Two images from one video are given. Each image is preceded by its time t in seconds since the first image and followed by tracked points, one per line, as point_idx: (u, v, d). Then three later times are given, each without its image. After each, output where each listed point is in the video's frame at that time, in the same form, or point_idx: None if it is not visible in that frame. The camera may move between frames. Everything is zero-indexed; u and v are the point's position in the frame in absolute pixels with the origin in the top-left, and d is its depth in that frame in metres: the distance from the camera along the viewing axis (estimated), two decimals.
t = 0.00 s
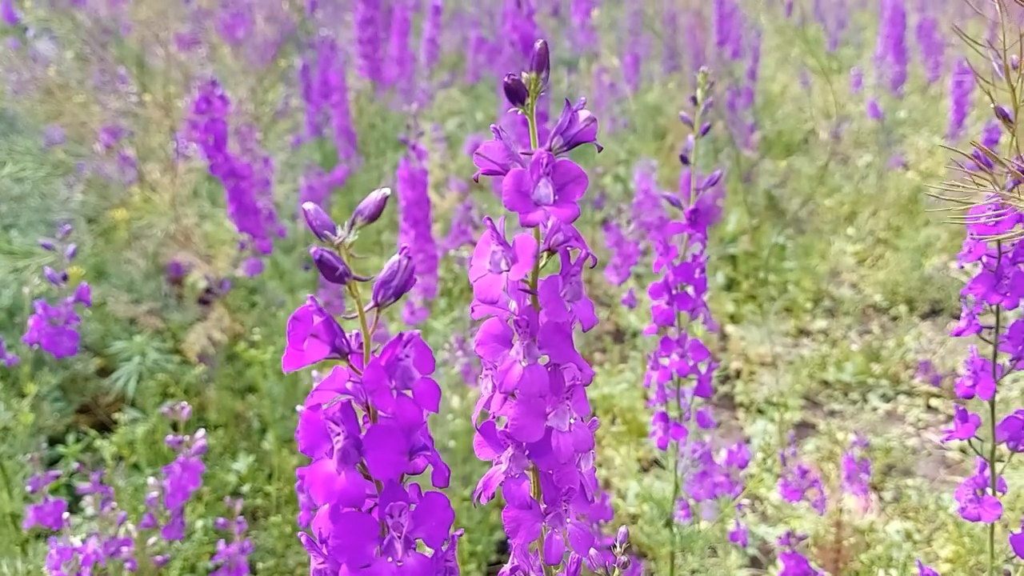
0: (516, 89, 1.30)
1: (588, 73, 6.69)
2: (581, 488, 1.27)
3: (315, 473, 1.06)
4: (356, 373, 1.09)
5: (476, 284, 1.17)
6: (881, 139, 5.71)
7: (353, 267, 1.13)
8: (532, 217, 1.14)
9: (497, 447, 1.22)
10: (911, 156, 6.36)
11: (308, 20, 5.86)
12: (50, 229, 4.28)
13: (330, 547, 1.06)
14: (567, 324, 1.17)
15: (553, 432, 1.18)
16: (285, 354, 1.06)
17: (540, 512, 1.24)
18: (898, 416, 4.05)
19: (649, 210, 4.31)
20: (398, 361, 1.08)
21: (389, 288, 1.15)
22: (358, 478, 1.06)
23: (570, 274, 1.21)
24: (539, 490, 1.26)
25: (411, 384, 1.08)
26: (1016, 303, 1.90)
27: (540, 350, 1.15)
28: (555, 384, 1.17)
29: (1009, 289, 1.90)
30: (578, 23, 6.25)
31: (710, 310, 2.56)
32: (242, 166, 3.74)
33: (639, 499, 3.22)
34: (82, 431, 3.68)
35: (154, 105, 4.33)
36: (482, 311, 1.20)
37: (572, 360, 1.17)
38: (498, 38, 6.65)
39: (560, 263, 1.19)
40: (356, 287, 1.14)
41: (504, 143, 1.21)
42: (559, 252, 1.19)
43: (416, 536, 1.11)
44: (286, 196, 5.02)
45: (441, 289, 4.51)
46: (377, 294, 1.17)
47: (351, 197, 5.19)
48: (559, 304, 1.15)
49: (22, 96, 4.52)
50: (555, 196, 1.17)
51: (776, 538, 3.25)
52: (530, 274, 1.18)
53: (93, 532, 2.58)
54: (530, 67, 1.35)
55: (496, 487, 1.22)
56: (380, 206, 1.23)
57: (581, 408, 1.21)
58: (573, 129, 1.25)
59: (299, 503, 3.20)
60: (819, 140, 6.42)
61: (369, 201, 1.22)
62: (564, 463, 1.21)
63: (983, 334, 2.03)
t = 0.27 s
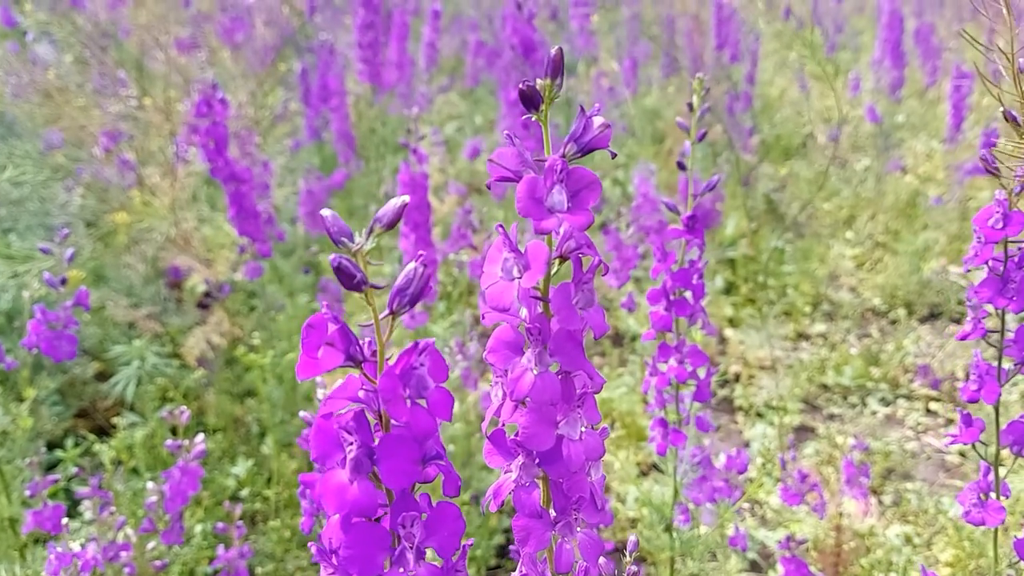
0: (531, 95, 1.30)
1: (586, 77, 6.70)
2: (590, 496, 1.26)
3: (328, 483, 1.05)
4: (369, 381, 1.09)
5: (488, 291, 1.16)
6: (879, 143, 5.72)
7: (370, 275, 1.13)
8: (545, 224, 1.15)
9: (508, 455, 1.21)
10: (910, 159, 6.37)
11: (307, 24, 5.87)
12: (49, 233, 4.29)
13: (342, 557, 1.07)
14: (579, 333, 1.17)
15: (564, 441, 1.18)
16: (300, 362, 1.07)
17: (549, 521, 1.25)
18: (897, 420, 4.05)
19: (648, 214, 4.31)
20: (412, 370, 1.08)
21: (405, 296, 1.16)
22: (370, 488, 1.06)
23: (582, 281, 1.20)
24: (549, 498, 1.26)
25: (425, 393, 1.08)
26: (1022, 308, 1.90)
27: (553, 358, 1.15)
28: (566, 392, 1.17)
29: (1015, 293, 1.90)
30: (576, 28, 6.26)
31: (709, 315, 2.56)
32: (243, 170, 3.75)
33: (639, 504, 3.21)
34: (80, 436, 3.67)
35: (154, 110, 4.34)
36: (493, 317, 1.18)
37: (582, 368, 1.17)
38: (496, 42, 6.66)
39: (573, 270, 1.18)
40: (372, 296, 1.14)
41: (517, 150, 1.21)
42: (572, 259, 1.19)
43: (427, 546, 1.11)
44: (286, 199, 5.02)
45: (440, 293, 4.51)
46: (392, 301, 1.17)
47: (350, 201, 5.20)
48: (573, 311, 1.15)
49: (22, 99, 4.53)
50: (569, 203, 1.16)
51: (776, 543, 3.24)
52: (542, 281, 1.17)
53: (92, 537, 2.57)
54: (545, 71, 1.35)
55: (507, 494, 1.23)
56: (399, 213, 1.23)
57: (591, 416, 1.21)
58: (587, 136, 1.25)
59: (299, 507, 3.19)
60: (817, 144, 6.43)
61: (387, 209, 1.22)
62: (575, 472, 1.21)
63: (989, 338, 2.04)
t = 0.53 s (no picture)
0: (546, 103, 1.30)
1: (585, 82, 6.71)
2: (601, 507, 1.26)
3: (333, 497, 1.07)
4: (376, 394, 1.10)
5: (499, 301, 1.14)
6: (878, 147, 5.72)
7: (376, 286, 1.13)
8: (560, 233, 1.14)
9: (517, 465, 1.21)
10: (908, 164, 6.38)
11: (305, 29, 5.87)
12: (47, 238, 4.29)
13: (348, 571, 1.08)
14: (591, 343, 1.16)
15: (574, 452, 1.18)
16: (305, 375, 1.07)
17: (558, 533, 1.24)
18: (896, 424, 4.05)
19: (647, 219, 4.30)
20: (420, 383, 1.08)
21: (413, 306, 1.16)
22: (377, 502, 1.08)
23: (595, 291, 1.21)
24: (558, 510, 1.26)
25: (433, 407, 1.09)
26: (1021, 309, 1.89)
27: (563, 367, 1.15)
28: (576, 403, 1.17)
29: (1013, 296, 1.90)
30: (575, 32, 6.26)
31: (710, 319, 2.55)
32: (241, 175, 3.74)
33: (638, 510, 3.20)
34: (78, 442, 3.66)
35: (153, 115, 4.33)
36: (503, 326, 1.18)
37: (594, 378, 1.16)
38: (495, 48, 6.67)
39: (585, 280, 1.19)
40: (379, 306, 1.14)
41: (530, 158, 1.21)
42: (584, 269, 1.19)
43: (434, 560, 1.12)
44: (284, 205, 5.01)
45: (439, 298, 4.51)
46: (399, 312, 1.17)
47: (348, 206, 5.20)
48: (585, 322, 1.15)
49: (20, 104, 4.52)
50: (583, 213, 1.17)
51: (776, 548, 3.23)
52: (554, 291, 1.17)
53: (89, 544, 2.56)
54: (559, 81, 1.36)
55: (515, 505, 1.22)
56: (406, 223, 1.24)
57: (602, 427, 1.21)
58: (601, 145, 1.26)
59: (297, 514, 3.17)
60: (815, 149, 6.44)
61: (394, 220, 1.23)
62: (585, 483, 1.20)
63: (987, 340, 2.03)
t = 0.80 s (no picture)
0: (545, 106, 1.30)
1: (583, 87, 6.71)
2: (596, 511, 1.26)
3: (326, 500, 1.07)
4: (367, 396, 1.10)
5: (496, 303, 1.15)
6: (876, 151, 5.72)
7: (367, 289, 1.14)
8: (556, 236, 1.14)
9: (513, 468, 1.21)
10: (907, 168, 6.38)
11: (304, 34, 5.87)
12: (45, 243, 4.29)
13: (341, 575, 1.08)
14: (587, 346, 1.16)
15: (570, 454, 1.17)
16: (297, 378, 1.08)
17: (554, 536, 1.24)
18: (896, 428, 4.04)
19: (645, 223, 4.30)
20: (412, 386, 1.08)
21: (404, 309, 1.16)
22: (368, 505, 1.08)
23: (592, 295, 1.20)
24: (554, 513, 1.25)
25: (424, 409, 1.09)
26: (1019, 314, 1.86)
27: (559, 370, 1.14)
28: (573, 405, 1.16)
29: (1011, 300, 1.88)
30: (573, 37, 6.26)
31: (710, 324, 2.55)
32: (239, 181, 3.73)
33: (638, 515, 3.19)
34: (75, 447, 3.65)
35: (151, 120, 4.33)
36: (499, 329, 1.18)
37: (590, 380, 1.16)
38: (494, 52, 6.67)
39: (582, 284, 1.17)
40: (370, 309, 1.14)
41: (528, 161, 1.21)
42: (580, 271, 1.19)
43: (428, 563, 1.12)
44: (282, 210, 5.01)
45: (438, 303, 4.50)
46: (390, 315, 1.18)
47: (347, 211, 5.19)
48: (581, 324, 1.15)
49: (17, 110, 4.51)
50: (580, 215, 1.16)
51: (776, 553, 3.22)
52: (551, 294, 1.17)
53: (86, 551, 2.55)
54: (559, 84, 1.36)
55: (510, 509, 1.20)
56: (396, 226, 1.24)
57: (598, 429, 1.20)
58: (599, 148, 1.25)
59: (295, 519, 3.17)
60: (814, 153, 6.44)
61: (384, 223, 1.23)
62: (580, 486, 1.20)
63: (986, 345, 2.02)
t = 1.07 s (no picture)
0: (525, 111, 1.30)
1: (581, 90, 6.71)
2: (585, 518, 1.26)
3: (308, 509, 1.07)
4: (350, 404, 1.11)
5: (481, 309, 1.16)
6: (874, 154, 5.72)
7: (344, 296, 1.13)
8: (541, 241, 1.13)
9: (501, 476, 1.21)
10: (904, 172, 6.38)
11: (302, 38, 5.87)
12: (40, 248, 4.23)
13: None
14: (573, 352, 1.16)
15: (558, 461, 1.16)
16: (277, 387, 1.08)
17: (543, 544, 1.24)
18: (894, 432, 4.04)
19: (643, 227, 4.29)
20: (393, 394, 1.07)
21: (383, 317, 1.16)
22: (352, 513, 1.08)
23: (577, 299, 1.19)
24: (542, 521, 1.25)
25: (406, 417, 1.08)
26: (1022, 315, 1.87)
27: (545, 377, 1.14)
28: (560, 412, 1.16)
29: (1014, 302, 1.89)
30: (571, 41, 6.26)
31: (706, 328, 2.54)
32: (235, 185, 3.72)
33: (636, 520, 3.18)
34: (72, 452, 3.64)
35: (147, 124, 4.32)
36: (486, 336, 1.20)
37: (577, 387, 1.16)
38: (491, 56, 6.67)
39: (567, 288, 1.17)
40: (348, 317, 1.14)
41: (511, 166, 1.20)
42: (566, 277, 1.18)
43: (413, 572, 1.12)
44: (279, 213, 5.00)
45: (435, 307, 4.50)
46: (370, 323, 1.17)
47: (344, 215, 5.19)
48: (566, 330, 1.14)
49: (13, 114, 4.49)
50: (564, 221, 1.16)
51: (774, 558, 3.22)
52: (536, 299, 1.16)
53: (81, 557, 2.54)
54: (541, 88, 1.35)
55: (499, 516, 1.21)
56: (372, 233, 1.23)
57: (586, 435, 1.19)
58: (581, 152, 1.25)
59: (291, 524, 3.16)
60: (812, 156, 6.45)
61: (360, 230, 1.22)
62: (569, 493, 1.19)
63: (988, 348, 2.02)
